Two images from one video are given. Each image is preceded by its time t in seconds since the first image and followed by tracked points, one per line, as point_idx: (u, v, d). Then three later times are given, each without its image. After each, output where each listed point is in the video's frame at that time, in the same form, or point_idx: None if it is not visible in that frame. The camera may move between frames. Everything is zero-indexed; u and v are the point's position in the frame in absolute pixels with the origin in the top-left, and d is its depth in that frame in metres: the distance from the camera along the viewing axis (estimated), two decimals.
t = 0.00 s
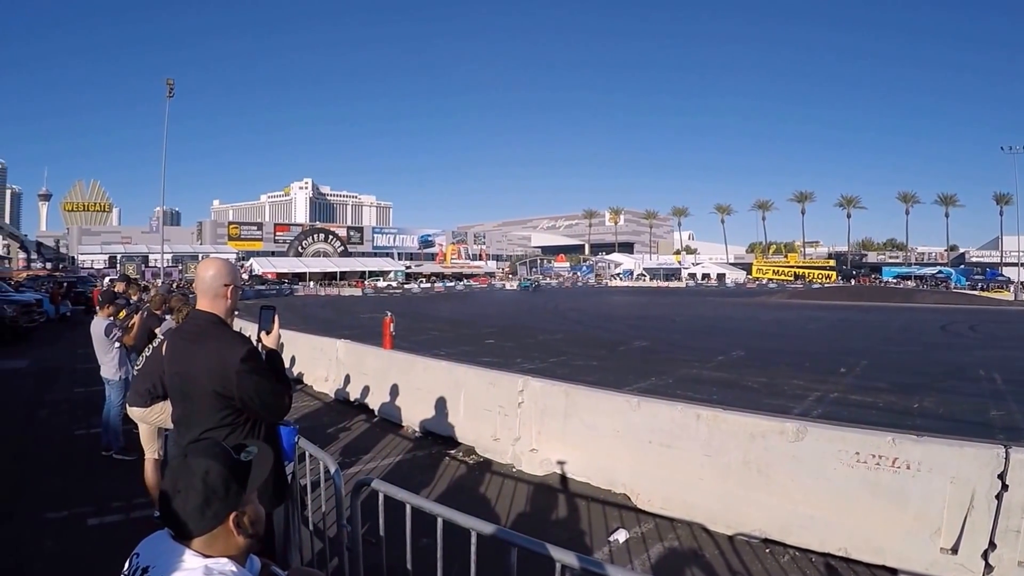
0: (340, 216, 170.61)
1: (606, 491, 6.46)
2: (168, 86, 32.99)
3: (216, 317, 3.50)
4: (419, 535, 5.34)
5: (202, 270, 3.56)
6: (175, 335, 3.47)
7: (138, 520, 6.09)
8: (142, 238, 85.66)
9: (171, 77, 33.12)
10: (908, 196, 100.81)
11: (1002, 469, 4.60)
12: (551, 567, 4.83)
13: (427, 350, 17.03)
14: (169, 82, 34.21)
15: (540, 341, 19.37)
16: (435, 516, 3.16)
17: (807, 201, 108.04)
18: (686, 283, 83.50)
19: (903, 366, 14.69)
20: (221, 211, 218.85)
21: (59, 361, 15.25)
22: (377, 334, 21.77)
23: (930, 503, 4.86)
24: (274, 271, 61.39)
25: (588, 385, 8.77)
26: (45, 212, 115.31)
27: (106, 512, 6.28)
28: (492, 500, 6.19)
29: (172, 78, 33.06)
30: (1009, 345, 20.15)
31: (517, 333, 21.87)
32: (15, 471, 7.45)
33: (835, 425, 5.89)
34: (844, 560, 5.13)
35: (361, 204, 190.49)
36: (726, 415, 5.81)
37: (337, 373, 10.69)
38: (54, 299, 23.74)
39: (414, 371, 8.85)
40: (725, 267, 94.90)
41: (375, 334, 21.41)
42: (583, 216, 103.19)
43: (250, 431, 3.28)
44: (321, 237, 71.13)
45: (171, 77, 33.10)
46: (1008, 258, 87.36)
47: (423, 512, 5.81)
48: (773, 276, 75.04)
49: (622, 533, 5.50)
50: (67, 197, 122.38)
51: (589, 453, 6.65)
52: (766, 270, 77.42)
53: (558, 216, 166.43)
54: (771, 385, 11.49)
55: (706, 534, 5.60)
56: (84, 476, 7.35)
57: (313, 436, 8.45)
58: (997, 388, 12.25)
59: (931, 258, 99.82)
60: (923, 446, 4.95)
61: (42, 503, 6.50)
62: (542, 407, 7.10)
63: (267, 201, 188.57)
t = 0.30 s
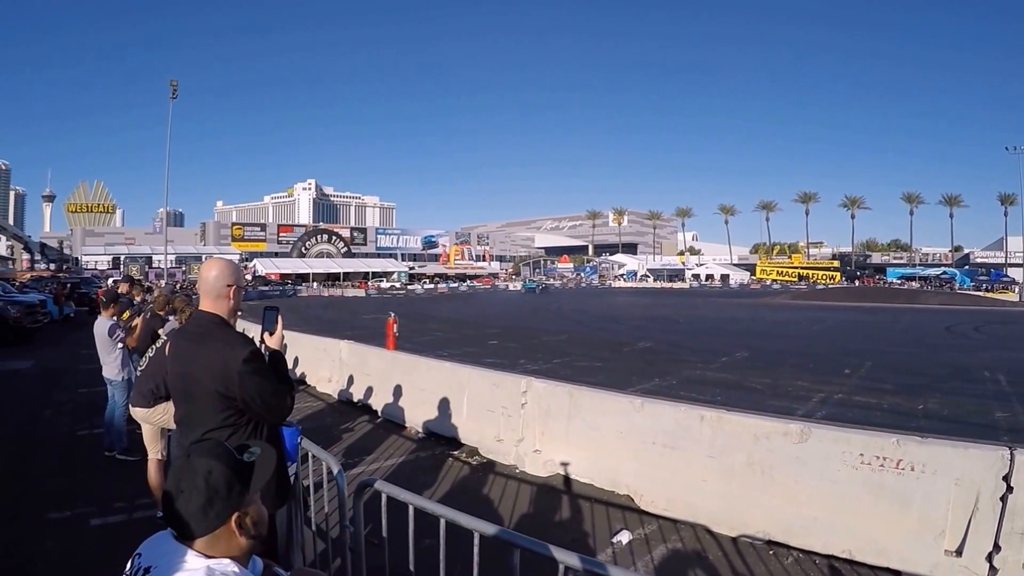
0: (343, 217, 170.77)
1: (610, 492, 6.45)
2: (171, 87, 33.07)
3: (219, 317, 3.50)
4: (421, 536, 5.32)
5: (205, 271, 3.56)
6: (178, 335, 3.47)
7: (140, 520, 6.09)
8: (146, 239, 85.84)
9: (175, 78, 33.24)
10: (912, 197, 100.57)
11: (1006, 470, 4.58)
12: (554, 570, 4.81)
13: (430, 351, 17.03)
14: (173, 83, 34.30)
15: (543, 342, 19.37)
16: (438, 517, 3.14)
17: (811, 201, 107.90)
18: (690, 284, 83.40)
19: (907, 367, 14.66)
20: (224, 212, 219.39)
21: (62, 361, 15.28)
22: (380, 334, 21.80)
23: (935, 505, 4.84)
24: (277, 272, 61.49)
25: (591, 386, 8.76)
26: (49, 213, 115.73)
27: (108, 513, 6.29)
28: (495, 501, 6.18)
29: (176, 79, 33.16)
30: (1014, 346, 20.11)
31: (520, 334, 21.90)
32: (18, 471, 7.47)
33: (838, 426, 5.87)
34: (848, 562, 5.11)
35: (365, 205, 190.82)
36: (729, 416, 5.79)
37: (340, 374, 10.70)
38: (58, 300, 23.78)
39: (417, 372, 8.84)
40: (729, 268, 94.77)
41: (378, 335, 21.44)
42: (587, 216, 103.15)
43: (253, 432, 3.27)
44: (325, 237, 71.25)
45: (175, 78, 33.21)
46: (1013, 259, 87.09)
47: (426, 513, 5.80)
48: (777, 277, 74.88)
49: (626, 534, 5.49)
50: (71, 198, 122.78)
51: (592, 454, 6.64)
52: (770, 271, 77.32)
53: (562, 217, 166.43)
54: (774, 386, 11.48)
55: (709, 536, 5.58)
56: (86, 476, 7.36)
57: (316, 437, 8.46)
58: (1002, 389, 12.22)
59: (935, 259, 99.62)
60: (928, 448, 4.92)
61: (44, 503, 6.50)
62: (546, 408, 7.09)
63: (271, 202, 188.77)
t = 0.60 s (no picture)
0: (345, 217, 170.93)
1: (611, 493, 6.45)
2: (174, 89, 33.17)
3: (220, 318, 3.50)
4: (422, 537, 5.32)
5: (207, 271, 3.57)
6: (179, 336, 3.47)
7: (142, 520, 6.10)
8: (149, 240, 85.93)
9: (177, 80, 33.30)
10: (915, 197, 100.44)
11: (1009, 472, 4.57)
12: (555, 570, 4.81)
13: (432, 351, 17.03)
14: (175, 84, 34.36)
15: (545, 342, 19.37)
16: (439, 518, 3.13)
17: (814, 202, 107.82)
18: (692, 284, 83.39)
19: (909, 368, 14.67)
20: (226, 212, 219.61)
21: (65, 362, 15.33)
22: (382, 335, 21.85)
23: (936, 505, 4.83)
24: (279, 272, 61.60)
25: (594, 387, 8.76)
26: (51, 214, 115.92)
27: (110, 513, 6.30)
28: (496, 502, 6.17)
29: (178, 81, 33.23)
30: (1015, 346, 20.11)
31: (522, 334, 21.93)
32: (21, 471, 7.49)
33: (840, 426, 5.87)
34: (849, 563, 5.10)
35: (367, 206, 190.96)
36: (731, 417, 5.79)
37: (342, 374, 10.71)
38: (61, 301, 23.86)
39: (419, 373, 8.85)
40: (731, 268, 94.80)
41: (381, 336, 21.50)
42: (588, 217, 103.22)
43: (253, 432, 3.27)
44: (327, 238, 71.33)
45: (177, 80, 33.27)
46: (1016, 259, 86.97)
47: (427, 513, 5.80)
48: (778, 277, 74.86)
49: (627, 535, 5.48)
50: (74, 199, 122.94)
51: (594, 455, 6.64)
52: (772, 272, 77.26)
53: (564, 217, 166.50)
54: (776, 387, 11.47)
55: (711, 537, 5.58)
56: (88, 476, 7.38)
57: (318, 437, 8.46)
58: (1005, 390, 12.21)
59: (937, 259, 99.50)
60: (930, 448, 4.91)
61: (47, 503, 6.52)
62: (548, 409, 7.09)
63: (273, 202, 188.87)
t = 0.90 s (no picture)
0: (346, 218, 170.96)
1: (611, 493, 6.45)
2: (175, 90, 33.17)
3: (218, 317, 3.51)
4: (423, 537, 5.32)
5: (206, 270, 3.58)
6: (178, 335, 3.48)
7: (143, 520, 6.10)
8: (149, 241, 85.94)
9: (178, 81, 33.28)
10: (915, 196, 100.35)
11: (1011, 473, 4.57)
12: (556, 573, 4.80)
13: (432, 352, 17.03)
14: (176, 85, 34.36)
15: (545, 343, 19.37)
16: (439, 519, 3.12)
17: (814, 202, 107.88)
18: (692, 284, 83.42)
19: (910, 368, 14.67)
20: (227, 213, 219.73)
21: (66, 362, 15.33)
22: (383, 335, 21.88)
23: (937, 506, 4.83)
24: (280, 273, 61.65)
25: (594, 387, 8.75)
26: (52, 215, 116.07)
27: (111, 513, 6.30)
28: (496, 502, 6.18)
29: (179, 82, 33.22)
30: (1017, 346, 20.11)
31: (524, 335, 21.94)
32: (23, 471, 7.49)
33: (842, 427, 5.86)
34: (850, 564, 5.10)
35: (368, 207, 191.12)
36: (732, 418, 5.78)
37: (342, 375, 10.71)
38: (62, 302, 23.86)
39: (419, 373, 8.85)
40: (732, 268, 94.78)
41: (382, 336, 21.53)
42: (588, 217, 103.23)
43: (253, 433, 3.28)
44: (328, 239, 71.37)
45: (178, 81, 33.25)
46: (1017, 259, 86.93)
47: (428, 514, 5.80)
48: (779, 278, 74.70)
49: (627, 536, 5.48)
50: (75, 201, 122.96)
51: (593, 455, 6.64)
52: (772, 272, 77.23)
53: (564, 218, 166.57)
54: (777, 387, 11.47)
55: (711, 537, 5.57)
56: (89, 476, 7.38)
57: (319, 437, 8.46)
58: (1006, 390, 12.20)
59: (938, 259, 99.47)
60: (931, 448, 4.91)
61: (48, 503, 6.53)
62: (548, 409, 7.09)
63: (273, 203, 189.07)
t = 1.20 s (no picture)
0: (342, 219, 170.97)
1: (607, 493, 6.45)
2: (171, 91, 33.08)
3: (211, 318, 3.50)
4: (420, 537, 5.32)
5: (198, 271, 3.57)
6: (171, 336, 3.47)
7: (138, 520, 6.08)
8: (145, 242, 85.77)
9: (175, 81, 33.18)
10: (911, 197, 100.58)
11: (1005, 472, 4.57)
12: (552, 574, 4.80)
13: (428, 353, 17.01)
14: (172, 86, 34.28)
15: (541, 343, 19.37)
16: (434, 518, 3.12)
17: (810, 203, 108.14)
18: (689, 285, 83.53)
19: (905, 367, 14.72)
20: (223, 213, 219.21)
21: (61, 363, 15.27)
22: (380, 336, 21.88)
23: (931, 505, 4.84)
24: (276, 273, 61.60)
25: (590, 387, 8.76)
26: (48, 216, 115.75)
27: (107, 513, 6.28)
28: (492, 502, 6.17)
29: (176, 82, 33.11)
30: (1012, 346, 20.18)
31: (520, 335, 21.95)
32: (18, 471, 7.46)
33: (837, 427, 5.87)
34: (845, 564, 5.11)
35: (365, 208, 191.20)
36: (727, 417, 5.78)
37: (338, 375, 10.69)
38: (56, 303, 23.77)
39: (415, 373, 8.84)
40: (728, 269, 94.95)
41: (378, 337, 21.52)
42: (584, 217, 103.29)
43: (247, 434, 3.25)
44: (324, 240, 71.33)
45: (175, 82, 33.14)
46: (1012, 259, 87.23)
47: (423, 513, 5.81)
48: (774, 278, 74.79)
49: (622, 535, 5.48)
50: (70, 201, 122.64)
51: (589, 454, 6.63)
52: (768, 272, 77.35)
53: (561, 219, 166.91)
54: (774, 387, 11.49)
55: (706, 537, 5.57)
56: (84, 476, 7.37)
57: (315, 438, 8.45)
58: (1001, 390, 12.23)
59: (934, 259, 99.70)
60: (926, 448, 4.92)
61: (44, 503, 6.51)
62: (542, 408, 7.09)
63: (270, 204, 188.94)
